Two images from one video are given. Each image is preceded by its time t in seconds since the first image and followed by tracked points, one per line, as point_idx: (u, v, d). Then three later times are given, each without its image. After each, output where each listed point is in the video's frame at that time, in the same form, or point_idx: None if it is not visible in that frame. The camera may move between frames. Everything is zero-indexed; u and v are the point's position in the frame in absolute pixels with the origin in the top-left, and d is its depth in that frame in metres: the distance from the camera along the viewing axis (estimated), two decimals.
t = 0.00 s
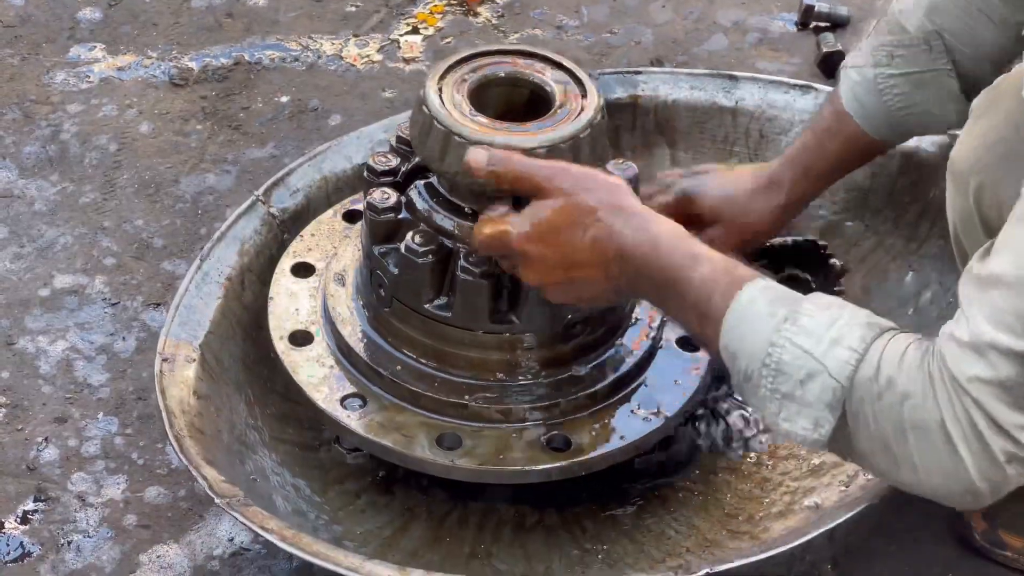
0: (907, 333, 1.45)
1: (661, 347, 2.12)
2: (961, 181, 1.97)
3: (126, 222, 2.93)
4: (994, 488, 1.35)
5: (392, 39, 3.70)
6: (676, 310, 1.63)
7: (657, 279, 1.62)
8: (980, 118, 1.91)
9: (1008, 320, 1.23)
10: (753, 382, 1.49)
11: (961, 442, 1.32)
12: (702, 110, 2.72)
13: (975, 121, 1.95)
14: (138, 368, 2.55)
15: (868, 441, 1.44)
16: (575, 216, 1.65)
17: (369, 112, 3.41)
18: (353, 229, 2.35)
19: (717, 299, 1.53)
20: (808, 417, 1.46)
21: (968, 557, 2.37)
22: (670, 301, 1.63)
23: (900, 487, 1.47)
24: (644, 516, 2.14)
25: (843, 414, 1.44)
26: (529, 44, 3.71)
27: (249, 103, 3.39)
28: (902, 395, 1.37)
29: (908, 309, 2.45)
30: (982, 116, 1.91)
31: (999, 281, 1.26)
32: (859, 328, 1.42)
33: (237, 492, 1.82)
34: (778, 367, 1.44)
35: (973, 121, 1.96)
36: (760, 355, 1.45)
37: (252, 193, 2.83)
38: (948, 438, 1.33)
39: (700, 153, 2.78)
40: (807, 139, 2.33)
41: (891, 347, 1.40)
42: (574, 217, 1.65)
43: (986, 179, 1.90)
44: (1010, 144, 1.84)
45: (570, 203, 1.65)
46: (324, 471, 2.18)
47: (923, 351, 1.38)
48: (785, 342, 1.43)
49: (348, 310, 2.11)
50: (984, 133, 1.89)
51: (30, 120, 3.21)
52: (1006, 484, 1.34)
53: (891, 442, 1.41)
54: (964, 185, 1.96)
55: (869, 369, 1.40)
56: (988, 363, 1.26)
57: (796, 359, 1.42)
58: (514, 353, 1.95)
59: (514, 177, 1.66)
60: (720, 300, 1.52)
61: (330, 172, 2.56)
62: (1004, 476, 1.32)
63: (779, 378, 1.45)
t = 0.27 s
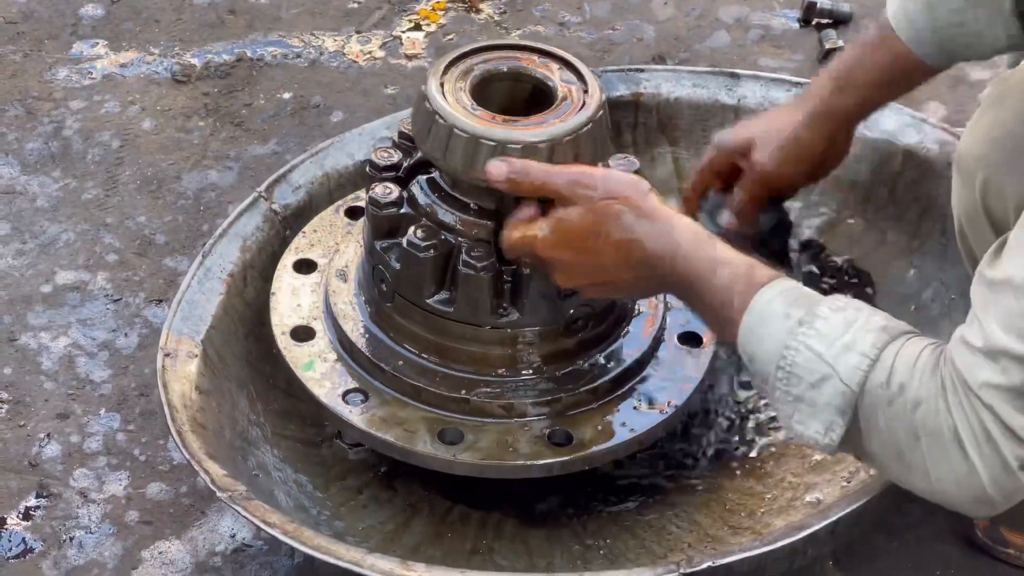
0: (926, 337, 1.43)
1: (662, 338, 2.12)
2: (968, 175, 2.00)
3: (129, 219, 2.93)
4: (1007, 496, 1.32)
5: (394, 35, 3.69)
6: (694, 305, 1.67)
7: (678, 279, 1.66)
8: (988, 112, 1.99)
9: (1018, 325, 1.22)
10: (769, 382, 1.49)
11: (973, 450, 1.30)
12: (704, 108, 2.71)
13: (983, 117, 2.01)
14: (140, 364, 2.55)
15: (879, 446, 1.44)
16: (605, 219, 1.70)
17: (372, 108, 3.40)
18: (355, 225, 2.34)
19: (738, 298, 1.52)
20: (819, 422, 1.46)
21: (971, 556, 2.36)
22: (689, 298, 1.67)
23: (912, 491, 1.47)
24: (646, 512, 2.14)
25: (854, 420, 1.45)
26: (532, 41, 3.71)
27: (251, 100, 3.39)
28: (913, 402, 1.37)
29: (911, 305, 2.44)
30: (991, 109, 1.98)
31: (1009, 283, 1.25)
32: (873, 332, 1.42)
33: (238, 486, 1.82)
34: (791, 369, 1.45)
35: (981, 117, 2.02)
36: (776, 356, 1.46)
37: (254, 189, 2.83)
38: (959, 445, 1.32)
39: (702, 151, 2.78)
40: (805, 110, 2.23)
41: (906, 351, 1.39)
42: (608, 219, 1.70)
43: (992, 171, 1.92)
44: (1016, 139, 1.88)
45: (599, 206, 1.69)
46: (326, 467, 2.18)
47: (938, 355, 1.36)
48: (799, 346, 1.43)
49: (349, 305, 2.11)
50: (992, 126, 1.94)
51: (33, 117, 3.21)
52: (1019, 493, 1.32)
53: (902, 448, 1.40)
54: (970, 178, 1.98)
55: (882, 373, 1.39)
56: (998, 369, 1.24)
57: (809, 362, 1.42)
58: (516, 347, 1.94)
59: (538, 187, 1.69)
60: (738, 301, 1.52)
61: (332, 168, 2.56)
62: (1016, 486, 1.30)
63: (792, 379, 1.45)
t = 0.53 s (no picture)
0: (949, 320, 1.39)
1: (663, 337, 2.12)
2: (975, 157, 1.95)
3: (131, 217, 2.93)
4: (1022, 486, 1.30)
5: (396, 34, 3.69)
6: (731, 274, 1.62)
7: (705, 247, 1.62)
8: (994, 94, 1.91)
9: None
10: (793, 360, 1.45)
11: (991, 439, 1.27)
12: (706, 105, 2.72)
13: (989, 98, 1.94)
14: (143, 363, 2.55)
15: (896, 432, 1.40)
16: (639, 187, 1.67)
17: (374, 107, 3.41)
18: (357, 224, 2.34)
19: (762, 274, 1.48)
20: (839, 406, 1.42)
21: (973, 556, 2.36)
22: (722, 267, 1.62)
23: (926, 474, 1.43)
24: (648, 511, 2.14)
25: (874, 403, 1.40)
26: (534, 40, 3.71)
27: (253, 99, 3.39)
28: (934, 389, 1.33)
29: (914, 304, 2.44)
30: (1000, 91, 1.89)
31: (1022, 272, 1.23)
32: (896, 314, 1.37)
33: (241, 485, 1.82)
34: (814, 349, 1.40)
35: (987, 98, 1.95)
36: (799, 335, 1.42)
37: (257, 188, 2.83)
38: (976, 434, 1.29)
39: (704, 149, 2.78)
40: None
41: (929, 335, 1.35)
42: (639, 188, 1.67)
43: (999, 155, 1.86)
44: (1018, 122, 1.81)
45: (632, 174, 1.68)
46: (327, 466, 2.18)
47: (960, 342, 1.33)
48: (823, 329, 1.39)
49: (352, 304, 2.11)
50: (997, 108, 1.88)
51: (35, 115, 3.21)
52: None
53: (921, 435, 1.36)
54: (978, 160, 1.93)
55: (903, 358, 1.35)
56: (1017, 361, 1.21)
57: (833, 344, 1.38)
58: (517, 347, 1.94)
59: (572, 159, 1.72)
60: (767, 277, 1.47)
61: (334, 166, 2.56)
62: None
63: (814, 360, 1.41)
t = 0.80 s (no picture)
0: (941, 311, 1.40)
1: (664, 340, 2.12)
2: (979, 152, 1.95)
3: (133, 217, 2.93)
4: (1016, 472, 1.31)
5: (398, 34, 3.69)
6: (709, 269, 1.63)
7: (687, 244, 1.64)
8: (1000, 88, 1.91)
9: None
10: (783, 355, 1.48)
11: (984, 429, 1.28)
12: (707, 104, 2.72)
13: (995, 93, 1.95)
14: (144, 363, 2.55)
15: (887, 425, 1.41)
16: (618, 192, 1.68)
17: (375, 107, 3.41)
18: (359, 226, 2.34)
19: (745, 274, 1.51)
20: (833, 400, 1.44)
21: (974, 557, 2.36)
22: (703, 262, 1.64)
23: (924, 464, 1.44)
24: (649, 513, 2.14)
25: (865, 396, 1.42)
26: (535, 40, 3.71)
27: (255, 99, 3.39)
28: (925, 380, 1.34)
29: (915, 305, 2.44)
30: (1004, 89, 1.90)
31: (1022, 267, 1.24)
32: (884, 307, 1.38)
33: (243, 489, 1.83)
34: (802, 344, 1.43)
35: (994, 93, 1.95)
36: (787, 331, 1.45)
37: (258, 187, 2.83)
38: (964, 425, 1.29)
39: (705, 147, 2.78)
40: None
41: (919, 327, 1.36)
42: (619, 193, 1.68)
43: (1001, 149, 1.86)
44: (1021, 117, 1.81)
45: (605, 180, 1.68)
46: (329, 467, 2.18)
47: (950, 333, 1.33)
48: (810, 322, 1.41)
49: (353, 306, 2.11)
50: (1004, 103, 1.88)
51: (37, 115, 3.22)
52: None
53: (912, 428, 1.37)
54: (982, 156, 1.93)
55: (892, 352, 1.36)
56: (1015, 355, 1.21)
57: (819, 339, 1.41)
58: (518, 350, 1.94)
59: (544, 173, 1.70)
60: (748, 276, 1.51)
61: (336, 166, 2.56)
62: None
63: (803, 356, 1.44)
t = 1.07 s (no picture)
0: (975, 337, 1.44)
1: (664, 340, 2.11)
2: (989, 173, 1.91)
3: (132, 218, 2.93)
4: None
5: (397, 34, 3.69)
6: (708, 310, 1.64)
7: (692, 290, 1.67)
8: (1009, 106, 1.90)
9: None
10: (814, 396, 1.49)
11: None
12: (707, 105, 2.72)
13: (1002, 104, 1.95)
14: (144, 363, 2.55)
15: (930, 449, 1.42)
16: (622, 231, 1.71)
17: (375, 107, 3.41)
18: (358, 226, 2.34)
19: (773, 313, 1.54)
20: (874, 430, 1.45)
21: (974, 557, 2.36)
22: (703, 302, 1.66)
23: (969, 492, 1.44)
24: (649, 513, 2.14)
25: (908, 422, 1.43)
26: (534, 40, 3.71)
27: (254, 99, 3.39)
28: (973, 396, 1.35)
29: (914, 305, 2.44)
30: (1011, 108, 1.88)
31: None
32: (922, 332, 1.43)
33: (243, 490, 1.82)
34: (840, 376, 1.45)
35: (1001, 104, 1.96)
36: (822, 365, 1.46)
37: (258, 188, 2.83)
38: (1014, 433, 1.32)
39: (704, 148, 2.77)
40: None
41: (960, 346, 1.40)
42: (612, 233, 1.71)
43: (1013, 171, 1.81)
44: None
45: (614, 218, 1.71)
46: (329, 467, 2.17)
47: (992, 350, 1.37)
48: (846, 356, 1.44)
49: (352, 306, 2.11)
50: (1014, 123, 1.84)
51: (36, 115, 3.21)
52: None
53: (957, 445, 1.39)
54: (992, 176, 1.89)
55: (935, 371, 1.39)
56: None
57: (858, 366, 1.43)
58: (518, 350, 1.94)
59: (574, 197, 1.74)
60: (772, 316, 1.55)
61: (335, 167, 2.56)
62: None
63: (839, 388, 1.45)
